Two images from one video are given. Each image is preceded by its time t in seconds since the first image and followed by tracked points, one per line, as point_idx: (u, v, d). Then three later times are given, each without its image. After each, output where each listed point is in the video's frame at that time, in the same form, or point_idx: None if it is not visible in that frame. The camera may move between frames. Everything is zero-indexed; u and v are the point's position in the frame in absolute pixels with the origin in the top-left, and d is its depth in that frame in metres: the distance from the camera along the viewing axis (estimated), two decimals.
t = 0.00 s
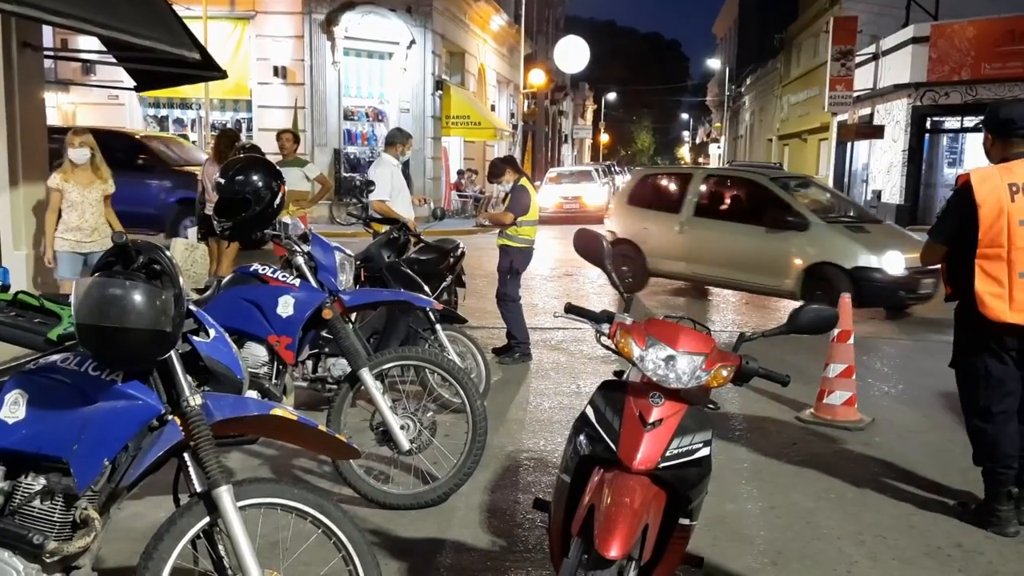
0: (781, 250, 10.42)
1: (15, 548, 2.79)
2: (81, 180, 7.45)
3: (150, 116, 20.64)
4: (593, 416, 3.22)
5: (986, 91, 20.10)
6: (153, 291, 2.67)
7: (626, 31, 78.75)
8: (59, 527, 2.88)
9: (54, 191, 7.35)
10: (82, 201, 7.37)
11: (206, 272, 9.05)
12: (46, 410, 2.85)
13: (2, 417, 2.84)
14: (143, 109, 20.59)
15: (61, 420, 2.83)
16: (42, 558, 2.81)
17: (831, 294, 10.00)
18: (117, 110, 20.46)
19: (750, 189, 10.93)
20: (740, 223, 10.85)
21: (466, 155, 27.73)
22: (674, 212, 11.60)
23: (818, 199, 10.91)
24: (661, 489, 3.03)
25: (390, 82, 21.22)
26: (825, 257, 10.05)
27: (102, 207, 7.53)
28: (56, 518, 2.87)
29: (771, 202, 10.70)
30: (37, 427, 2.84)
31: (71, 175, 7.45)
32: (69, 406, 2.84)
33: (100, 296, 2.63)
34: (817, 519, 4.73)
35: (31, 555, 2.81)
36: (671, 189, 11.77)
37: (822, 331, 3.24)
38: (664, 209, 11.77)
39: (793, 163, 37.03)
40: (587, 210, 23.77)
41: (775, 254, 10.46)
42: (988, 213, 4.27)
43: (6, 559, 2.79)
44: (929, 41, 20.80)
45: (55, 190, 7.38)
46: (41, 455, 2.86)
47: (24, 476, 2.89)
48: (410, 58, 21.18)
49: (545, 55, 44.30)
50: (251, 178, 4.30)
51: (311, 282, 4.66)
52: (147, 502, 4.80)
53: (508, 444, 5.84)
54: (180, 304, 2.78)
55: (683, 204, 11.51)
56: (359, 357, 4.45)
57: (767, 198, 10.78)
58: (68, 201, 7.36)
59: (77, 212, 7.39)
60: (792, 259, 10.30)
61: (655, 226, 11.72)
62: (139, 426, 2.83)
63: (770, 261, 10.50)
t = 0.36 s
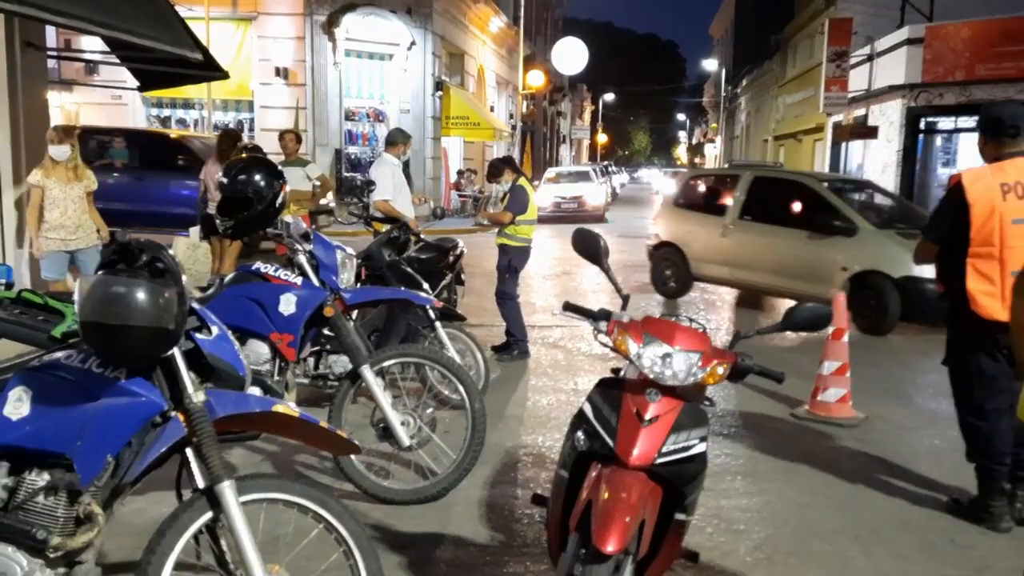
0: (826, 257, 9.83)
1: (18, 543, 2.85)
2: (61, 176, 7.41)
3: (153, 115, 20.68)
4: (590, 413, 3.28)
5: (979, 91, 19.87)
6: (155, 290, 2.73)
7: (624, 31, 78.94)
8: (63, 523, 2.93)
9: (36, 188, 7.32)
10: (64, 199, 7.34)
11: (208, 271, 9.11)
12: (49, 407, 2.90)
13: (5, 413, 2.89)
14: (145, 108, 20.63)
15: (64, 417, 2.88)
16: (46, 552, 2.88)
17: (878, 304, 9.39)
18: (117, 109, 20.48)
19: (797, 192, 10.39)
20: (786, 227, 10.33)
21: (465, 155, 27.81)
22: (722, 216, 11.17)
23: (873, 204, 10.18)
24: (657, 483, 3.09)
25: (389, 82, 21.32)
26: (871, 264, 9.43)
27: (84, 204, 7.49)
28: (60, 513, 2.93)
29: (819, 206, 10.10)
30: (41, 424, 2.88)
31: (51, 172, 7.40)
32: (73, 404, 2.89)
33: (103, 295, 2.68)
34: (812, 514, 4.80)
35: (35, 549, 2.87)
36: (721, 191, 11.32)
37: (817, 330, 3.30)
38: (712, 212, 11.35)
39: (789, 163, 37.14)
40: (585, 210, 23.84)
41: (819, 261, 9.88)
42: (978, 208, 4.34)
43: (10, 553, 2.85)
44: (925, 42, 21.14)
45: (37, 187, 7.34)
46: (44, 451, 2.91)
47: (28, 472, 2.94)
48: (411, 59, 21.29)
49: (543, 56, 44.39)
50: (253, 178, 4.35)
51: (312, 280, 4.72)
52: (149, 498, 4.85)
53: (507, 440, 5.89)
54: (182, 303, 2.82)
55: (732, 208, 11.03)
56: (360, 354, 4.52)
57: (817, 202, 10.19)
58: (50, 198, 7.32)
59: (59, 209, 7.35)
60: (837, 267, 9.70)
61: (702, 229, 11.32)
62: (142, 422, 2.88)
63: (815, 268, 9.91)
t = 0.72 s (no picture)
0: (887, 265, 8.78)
1: (12, 544, 2.80)
2: (49, 175, 7.33)
3: (148, 111, 20.46)
4: (590, 412, 3.22)
5: (984, 88, 19.81)
6: (150, 288, 2.67)
7: (625, 27, 78.79)
8: (56, 523, 2.88)
9: (24, 187, 7.23)
10: (51, 198, 7.26)
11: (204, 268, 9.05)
12: (43, 406, 2.84)
13: None
14: (141, 103, 20.42)
15: (58, 416, 2.82)
16: (40, 554, 2.82)
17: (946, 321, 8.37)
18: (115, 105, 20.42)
19: (859, 193, 9.40)
20: (845, 231, 9.36)
21: (465, 151, 27.75)
22: (779, 219, 10.28)
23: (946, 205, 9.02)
24: (658, 485, 3.03)
25: (388, 78, 21.25)
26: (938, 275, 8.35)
27: (72, 202, 7.41)
28: (54, 513, 2.88)
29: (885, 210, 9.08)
30: (35, 422, 2.82)
31: (39, 170, 7.33)
32: (67, 403, 2.83)
33: (97, 292, 2.62)
34: (814, 515, 4.74)
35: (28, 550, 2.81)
36: (779, 193, 10.44)
37: (822, 328, 3.23)
38: (768, 215, 10.48)
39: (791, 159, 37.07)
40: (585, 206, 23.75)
41: (878, 270, 8.86)
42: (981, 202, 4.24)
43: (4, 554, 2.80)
44: (929, 38, 21.00)
45: (25, 186, 7.26)
46: (38, 451, 2.85)
47: (22, 471, 2.88)
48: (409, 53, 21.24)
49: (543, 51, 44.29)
50: (248, 174, 4.28)
51: (309, 277, 4.66)
52: (144, 498, 4.80)
53: (506, 440, 5.84)
54: (176, 301, 2.76)
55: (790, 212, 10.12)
56: (357, 354, 4.46)
57: (882, 205, 9.16)
58: (38, 197, 7.25)
59: (48, 208, 7.28)
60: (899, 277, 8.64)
61: (756, 233, 10.43)
62: (136, 421, 2.82)
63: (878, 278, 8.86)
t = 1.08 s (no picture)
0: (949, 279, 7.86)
1: (11, 541, 2.80)
2: (59, 173, 7.29)
3: (145, 109, 20.33)
4: (589, 410, 3.23)
5: (983, 87, 19.83)
6: (149, 285, 2.67)
7: (625, 25, 78.81)
8: (55, 520, 2.88)
9: (31, 184, 7.18)
10: (59, 196, 7.22)
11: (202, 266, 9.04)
12: (43, 403, 2.84)
13: None
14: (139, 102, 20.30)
15: (57, 414, 2.82)
16: (38, 551, 2.82)
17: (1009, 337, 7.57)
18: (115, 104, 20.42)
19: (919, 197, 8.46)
20: (905, 238, 8.46)
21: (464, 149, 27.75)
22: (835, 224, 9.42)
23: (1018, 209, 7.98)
24: (657, 483, 3.03)
25: (387, 76, 21.22)
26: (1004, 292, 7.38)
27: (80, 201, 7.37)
28: (53, 511, 2.88)
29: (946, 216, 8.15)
30: (34, 419, 2.82)
31: (49, 168, 7.28)
32: (66, 400, 2.83)
33: (96, 290, 2.63)
34: (814, 514, 4.74)
35: (27, 548, 2.81)
36: (839, 196, 9.56)
37: (820, 327, 3.23)
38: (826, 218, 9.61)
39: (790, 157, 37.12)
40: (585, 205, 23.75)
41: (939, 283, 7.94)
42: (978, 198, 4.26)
43: (3, 552, 2.80)
44: (929, 37, 21.02)
45: (33, 183, 7.21)
46: (37, 449, 2.85)
47: (21, 469, 2.88)
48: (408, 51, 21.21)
49: (543, 50, 44.30)
50: (248, 172, 4.28)
51: (308, 276, 4.65)
52: (144, 496, 4.80)
53: (505, 438, 5.84)
54: (175, 299, 2.76)
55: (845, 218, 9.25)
56: (356, 352, 4.47)
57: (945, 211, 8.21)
58: (45, 195, 7.20)
59: (54, 206, 7.23)
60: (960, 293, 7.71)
61: (812, 239, 9.61)
62: (136, 419, 2.82)
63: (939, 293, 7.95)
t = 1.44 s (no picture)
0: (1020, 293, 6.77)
1: (7, 539, 2.81)
2: (57, 174, 7.27)
3: (144, 107, 20.40)
4: (586, 409, 3.22)
5: (980, 86, 19.89)
6: (146, 283, 2.66)
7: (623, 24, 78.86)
8: (52, 519, 2.88)
9: (28, 184, 7.18)
10: (55, 196, 7.17)
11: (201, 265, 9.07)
12: (38, 402, 2.83)
13: None
14: (137, 100, 20.39)
15: (54, 412, 2.82)
16: (35, 549, 2.83)
17: None
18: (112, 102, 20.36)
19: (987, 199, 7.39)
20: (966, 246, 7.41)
21: (462, 148, 27.76)
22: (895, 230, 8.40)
23: None
24: (655, 482, 3.03)
25: (385, 74, 21.19)
26: None
27: (77, 201, 7.31)
28: (49, 509, 2.88)
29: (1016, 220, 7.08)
30: (31, 417, 2.82)
31: (50, 169, 7.28)
32: (62, 399, 2.83)
33: (93, 288, 2.62)
34: (811, 512, 4.75)
35: (24, 546, 2.82)
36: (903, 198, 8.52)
37: (818, 324, 3.23)
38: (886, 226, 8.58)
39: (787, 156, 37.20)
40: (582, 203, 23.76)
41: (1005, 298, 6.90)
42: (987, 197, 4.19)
43: None
44: (925, 36, 21.02)
45: (30, 183, 7.21)
46: (35, 447, 2.85)
47: (18, 467, 2.88)
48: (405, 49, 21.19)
49: (541, 48, 44.31)
50: (244, 170, 4.27)
51: (305, 275, 4.64)
52: (141, 495, 4.80)
53: (503, 437, 5.84)
54: (172, 297, 2.75)
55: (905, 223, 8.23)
56: (353, 350, 4.47)
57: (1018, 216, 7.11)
58: (41, 195, 7.17)
59: (49, 206, 7.18)
60: None
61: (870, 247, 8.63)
62: (132, 418, 2.82)
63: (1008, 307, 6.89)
